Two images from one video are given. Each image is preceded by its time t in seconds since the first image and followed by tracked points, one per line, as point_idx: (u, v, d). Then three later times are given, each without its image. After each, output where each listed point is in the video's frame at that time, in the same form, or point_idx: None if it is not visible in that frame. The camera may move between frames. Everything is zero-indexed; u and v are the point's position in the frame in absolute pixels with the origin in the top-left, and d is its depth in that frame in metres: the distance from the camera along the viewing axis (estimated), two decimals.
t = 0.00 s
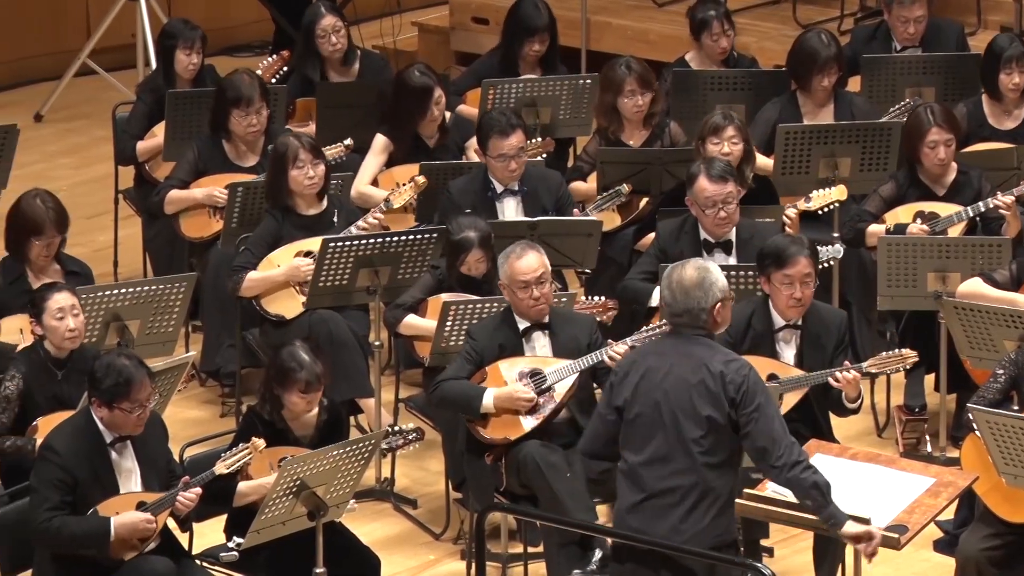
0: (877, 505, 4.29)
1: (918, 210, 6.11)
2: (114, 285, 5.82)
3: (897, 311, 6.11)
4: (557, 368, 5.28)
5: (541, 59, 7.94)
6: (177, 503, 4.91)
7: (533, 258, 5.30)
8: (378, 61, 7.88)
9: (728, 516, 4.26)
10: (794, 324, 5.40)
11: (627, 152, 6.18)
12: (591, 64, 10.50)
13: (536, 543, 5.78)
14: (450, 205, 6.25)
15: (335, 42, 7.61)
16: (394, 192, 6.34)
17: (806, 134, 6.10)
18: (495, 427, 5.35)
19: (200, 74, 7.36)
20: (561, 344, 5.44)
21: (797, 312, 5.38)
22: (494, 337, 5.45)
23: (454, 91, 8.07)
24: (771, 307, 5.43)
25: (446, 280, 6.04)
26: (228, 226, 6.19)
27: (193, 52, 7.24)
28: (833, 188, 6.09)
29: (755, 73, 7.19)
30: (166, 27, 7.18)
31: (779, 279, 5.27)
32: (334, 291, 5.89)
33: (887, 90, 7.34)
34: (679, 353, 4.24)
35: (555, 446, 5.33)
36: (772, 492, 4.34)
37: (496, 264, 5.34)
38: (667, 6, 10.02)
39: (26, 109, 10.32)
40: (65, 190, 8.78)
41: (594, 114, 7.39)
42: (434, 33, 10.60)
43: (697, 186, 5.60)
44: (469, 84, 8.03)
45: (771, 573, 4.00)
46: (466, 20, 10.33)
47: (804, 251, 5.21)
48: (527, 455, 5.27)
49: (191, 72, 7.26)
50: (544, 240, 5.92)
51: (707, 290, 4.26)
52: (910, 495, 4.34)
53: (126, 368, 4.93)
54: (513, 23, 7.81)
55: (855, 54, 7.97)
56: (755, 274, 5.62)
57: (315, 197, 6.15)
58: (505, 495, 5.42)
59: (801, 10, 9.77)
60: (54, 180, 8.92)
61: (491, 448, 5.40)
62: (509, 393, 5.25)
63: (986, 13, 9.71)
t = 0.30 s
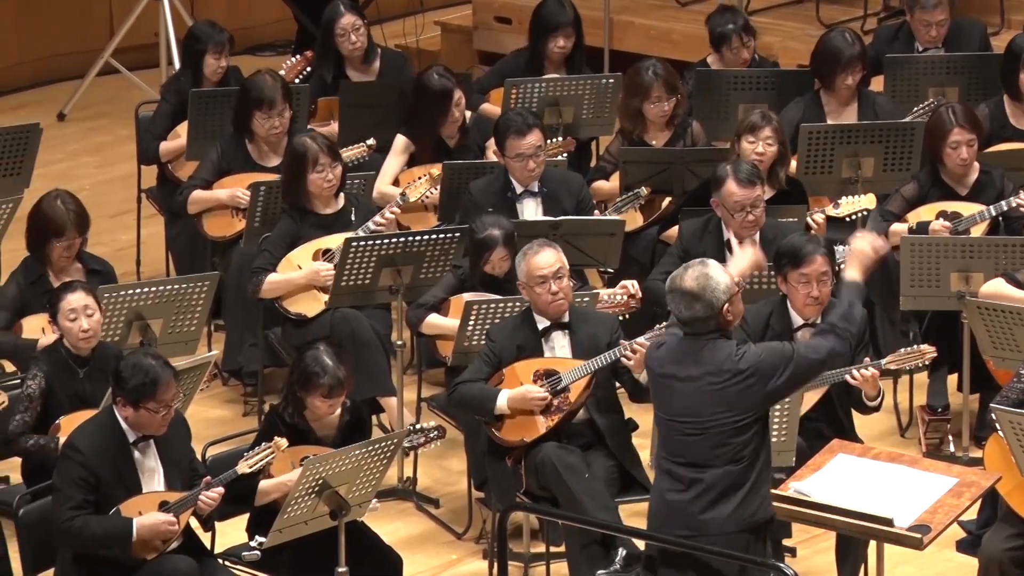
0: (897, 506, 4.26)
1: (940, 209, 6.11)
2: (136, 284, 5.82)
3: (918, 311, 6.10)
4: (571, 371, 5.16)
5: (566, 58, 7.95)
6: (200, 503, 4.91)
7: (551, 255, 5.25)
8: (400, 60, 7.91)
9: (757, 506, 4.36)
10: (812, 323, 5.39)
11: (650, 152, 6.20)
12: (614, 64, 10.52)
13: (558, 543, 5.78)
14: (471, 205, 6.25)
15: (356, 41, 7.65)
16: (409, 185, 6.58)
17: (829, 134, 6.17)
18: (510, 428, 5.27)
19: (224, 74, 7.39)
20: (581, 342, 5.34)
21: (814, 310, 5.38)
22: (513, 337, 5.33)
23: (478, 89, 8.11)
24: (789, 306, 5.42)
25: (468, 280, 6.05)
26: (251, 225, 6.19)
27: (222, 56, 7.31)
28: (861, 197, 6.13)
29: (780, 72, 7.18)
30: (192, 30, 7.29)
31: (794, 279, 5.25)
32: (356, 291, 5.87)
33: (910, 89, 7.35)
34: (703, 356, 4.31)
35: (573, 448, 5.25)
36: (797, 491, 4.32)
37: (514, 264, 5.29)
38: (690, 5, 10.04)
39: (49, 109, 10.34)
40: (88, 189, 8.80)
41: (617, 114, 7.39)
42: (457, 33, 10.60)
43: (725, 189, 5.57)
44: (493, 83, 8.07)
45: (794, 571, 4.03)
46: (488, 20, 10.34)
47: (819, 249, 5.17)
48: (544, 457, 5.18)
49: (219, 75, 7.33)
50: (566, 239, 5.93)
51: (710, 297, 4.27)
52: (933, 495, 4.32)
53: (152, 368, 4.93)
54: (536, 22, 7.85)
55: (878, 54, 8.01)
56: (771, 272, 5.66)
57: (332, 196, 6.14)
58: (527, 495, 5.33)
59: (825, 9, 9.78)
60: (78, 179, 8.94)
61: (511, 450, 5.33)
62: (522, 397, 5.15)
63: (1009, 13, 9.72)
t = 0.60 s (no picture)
0: (918, 507, 4.27)
1: (963, 210, 6.11)
2: (156, 283, 5.82)
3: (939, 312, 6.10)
4: (594, 376, 5.10)
5: (583, 49, 7.97)
6: (221, 501, 4.90)
7: (578, 261, 5.15)
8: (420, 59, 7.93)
9: (774, 506, 4.36)
10: (829, 320, 5.41)
11: (672, 150, 6.20)
12: (635, 64, 10.54)
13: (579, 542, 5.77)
14: (493, 201, 6.26)
15: (378, 40, 7.68)
16: (427, 180, 6.67)
17: (850, 134, 6.19)
18: (530, 433, 5.23)
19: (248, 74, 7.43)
20: (603, 347, 5.29)
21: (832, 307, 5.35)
22: (536, 339, 5.29)
23: (499, 90, 8.12)
24: (805, 305, 5.46)
25: (488, 279, 6.00)
26: (272, 224, 6.20)
27: (247, 58, 7.34)
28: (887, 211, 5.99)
29: (801, 71, 7.19)
30: (215, 30, 7.32)
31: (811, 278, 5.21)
32: (377, 290, 5.88)
33: (932, 89, 7.37)
34: (711, 363, 4.29)
35: (591, 450, 5.21)
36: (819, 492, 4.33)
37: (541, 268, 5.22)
38: (712, 4, 10.06)
39: (71, 109, 10.37)
40: (110, 188, 8.82)
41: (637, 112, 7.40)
42: (479, 33, 10.62)
43: (753, 192, 5.58)
44: (514, 83, 8.09)
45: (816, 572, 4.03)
46: (510, 20, 10.36)
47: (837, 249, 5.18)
48: (563, 461, 5.14)
49: (244, 78, 7.36)
50: (587, 239, 5.93)
51: (718, 304, 4.24)
52: (954, 496, 4.32)
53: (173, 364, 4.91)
54: (552, 17, 7.88)
55: (901, 53, 8.03)
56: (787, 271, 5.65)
57: (348, 195, 6.12)
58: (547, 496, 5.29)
59: (846, 9, 9.81)
60: (99, 178, 8.96)
61: (529, 454, 5.29)
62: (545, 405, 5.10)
63: None
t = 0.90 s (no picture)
0: (938, 507, 4.23)
1: (985, 210, 6.13)
2: (178, 283, 5.81)
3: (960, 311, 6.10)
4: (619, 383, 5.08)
5: (598, 46, 7.98)
6: (241, 501, 4.86)
7: (613, 274, 5.12)
8: (439, 58, 7.95)
9: (784, 518, 4.37)
10: (849, 320, 5.39)
11: (695, 149, 6.25)
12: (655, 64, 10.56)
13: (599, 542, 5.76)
14: (517, 199, 6.29)
15: (403, 43, 7.70)
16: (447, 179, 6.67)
17: (872, 133, 6.20)
18: (553, 435, 5.20)
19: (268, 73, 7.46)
20: (630, 357, 5.26)
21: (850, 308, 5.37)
22: (563, 342, 5.27)
23: (519, 90, 8.12)
24: (825, 305, 5.43)
25: (510, 278, 5.93)
26: (293, 223, 6.21)
27: (263, 53, 7.36)
28: (909, 220, 5.99)
29: (822, 71, 7.21)
30: (233, 28, 7.32)
31: (829, 277, 5.29)
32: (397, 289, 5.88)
33: (953, 89, 7.38)
34: (723, 369, 4.30)
35: (613, 451, 5.18)
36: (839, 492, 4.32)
37: (574, 278, 5.17)
38: (733, 4, 10.08)
39: (91, 109, 10.39)
40: (131, 188, 8.84)
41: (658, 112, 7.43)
42: (500, 32, 10.65)
43: (782, 192, 5.59)
44: (534, 83, 8.11)
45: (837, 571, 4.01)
46: (531, 19, 10.37)
47: (857, 250, 5.21)
48: (586, 463, 5.12)
49: (261, 72, 7.39)
50: (608, 239, 5.94)
51: (722, 306, 4.29)
52: (976, 495, 4.30)
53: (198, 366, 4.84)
54: (566, 14, 7.89)
55: (922, 52, 8.04)
56: (804, 270, 5.65)
57: (369, 194, 6.11)
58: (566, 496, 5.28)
59: (868, 9, 9.84)
60: (120, 178, 8.98)
61: (549, 454, 5.28)
62: (569, 405, 5.08)
63: None
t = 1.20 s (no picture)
0: (961, 506, 4.15)
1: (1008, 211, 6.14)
2: (200, 282, 5.80)
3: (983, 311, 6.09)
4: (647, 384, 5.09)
5: (616, 42, 7.98)
6: (265, 501, 4.84)
7: (646, 280, 5.10)
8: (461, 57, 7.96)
9: (804, 516, 4.37)
10: (870, 320, 5.38)
11: (718, 149, 6.29)
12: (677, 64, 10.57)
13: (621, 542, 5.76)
14: (542, 197, 6.34)
15: (429, 41, 7.74)
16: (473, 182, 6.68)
17: (895, 133, 6.22)
18: (579, 433, 5.20)
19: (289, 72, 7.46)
20: (659, 361, 5.28)
21: (872, 308, 5.36)
22: (592, 342, 5.27)
23: (541, 91, 8.11)
24: (846, 306, 5.41)
25: (533, 278, 5.93)
26: (316, 222, 6.22)
27: (283, 52, 7.34)
28: (929, 222, 5.96)
29: (844, 73, 7.22)
30: (254, 27, 7.29)
31: (850, 277, 5.28)
32: (420, 288, 5.88)
33: (976, 89, 7.39)
34: (739, 369, 4.30)
35: (638, 451, 5.18)
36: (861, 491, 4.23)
37: (607, 283, 5.14)
38: (755, 3, 10.09)
39: (114, 108, 10.41)
40: (153, 186, 8.85)
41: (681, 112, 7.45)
42: (523, 31, 10.66)
43: (808, 190, 5.64)
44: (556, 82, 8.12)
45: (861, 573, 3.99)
46: (554, 19, 10.34)
47: (878, 251, 5.20)
48: (612, 463, 5.12)
49: (282, 71, 7.37)
50: (631, 239, 5.94)
51: (740, 306, 4.28)
52: (1000, 495, 4.21)
53: (224, 369, 4.80)
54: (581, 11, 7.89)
55: (945, 52, 8.05)
56: (825, 270, 5.63)
57: (396, 200, 6.10)
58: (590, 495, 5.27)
59: (890, 8, 9.86)
60: (142, 176, 9.00)
61: (573, 452, 5.25)
62: (597, 402, 5.08)
63: None
